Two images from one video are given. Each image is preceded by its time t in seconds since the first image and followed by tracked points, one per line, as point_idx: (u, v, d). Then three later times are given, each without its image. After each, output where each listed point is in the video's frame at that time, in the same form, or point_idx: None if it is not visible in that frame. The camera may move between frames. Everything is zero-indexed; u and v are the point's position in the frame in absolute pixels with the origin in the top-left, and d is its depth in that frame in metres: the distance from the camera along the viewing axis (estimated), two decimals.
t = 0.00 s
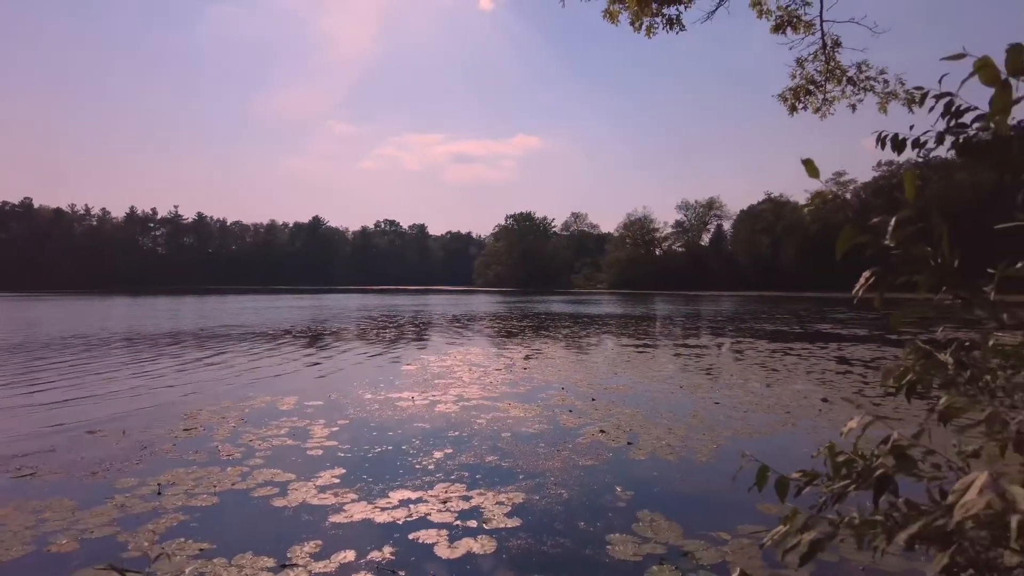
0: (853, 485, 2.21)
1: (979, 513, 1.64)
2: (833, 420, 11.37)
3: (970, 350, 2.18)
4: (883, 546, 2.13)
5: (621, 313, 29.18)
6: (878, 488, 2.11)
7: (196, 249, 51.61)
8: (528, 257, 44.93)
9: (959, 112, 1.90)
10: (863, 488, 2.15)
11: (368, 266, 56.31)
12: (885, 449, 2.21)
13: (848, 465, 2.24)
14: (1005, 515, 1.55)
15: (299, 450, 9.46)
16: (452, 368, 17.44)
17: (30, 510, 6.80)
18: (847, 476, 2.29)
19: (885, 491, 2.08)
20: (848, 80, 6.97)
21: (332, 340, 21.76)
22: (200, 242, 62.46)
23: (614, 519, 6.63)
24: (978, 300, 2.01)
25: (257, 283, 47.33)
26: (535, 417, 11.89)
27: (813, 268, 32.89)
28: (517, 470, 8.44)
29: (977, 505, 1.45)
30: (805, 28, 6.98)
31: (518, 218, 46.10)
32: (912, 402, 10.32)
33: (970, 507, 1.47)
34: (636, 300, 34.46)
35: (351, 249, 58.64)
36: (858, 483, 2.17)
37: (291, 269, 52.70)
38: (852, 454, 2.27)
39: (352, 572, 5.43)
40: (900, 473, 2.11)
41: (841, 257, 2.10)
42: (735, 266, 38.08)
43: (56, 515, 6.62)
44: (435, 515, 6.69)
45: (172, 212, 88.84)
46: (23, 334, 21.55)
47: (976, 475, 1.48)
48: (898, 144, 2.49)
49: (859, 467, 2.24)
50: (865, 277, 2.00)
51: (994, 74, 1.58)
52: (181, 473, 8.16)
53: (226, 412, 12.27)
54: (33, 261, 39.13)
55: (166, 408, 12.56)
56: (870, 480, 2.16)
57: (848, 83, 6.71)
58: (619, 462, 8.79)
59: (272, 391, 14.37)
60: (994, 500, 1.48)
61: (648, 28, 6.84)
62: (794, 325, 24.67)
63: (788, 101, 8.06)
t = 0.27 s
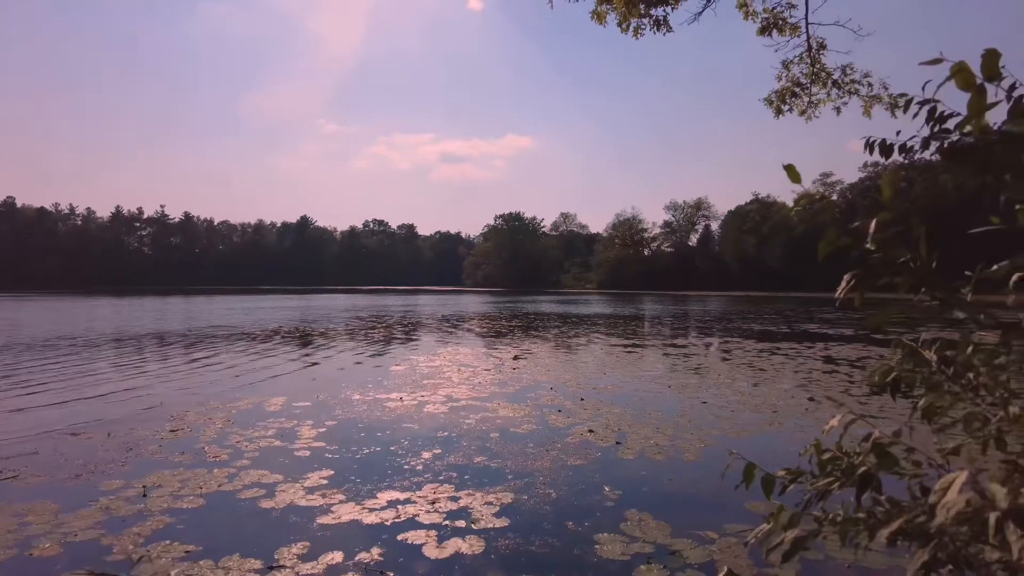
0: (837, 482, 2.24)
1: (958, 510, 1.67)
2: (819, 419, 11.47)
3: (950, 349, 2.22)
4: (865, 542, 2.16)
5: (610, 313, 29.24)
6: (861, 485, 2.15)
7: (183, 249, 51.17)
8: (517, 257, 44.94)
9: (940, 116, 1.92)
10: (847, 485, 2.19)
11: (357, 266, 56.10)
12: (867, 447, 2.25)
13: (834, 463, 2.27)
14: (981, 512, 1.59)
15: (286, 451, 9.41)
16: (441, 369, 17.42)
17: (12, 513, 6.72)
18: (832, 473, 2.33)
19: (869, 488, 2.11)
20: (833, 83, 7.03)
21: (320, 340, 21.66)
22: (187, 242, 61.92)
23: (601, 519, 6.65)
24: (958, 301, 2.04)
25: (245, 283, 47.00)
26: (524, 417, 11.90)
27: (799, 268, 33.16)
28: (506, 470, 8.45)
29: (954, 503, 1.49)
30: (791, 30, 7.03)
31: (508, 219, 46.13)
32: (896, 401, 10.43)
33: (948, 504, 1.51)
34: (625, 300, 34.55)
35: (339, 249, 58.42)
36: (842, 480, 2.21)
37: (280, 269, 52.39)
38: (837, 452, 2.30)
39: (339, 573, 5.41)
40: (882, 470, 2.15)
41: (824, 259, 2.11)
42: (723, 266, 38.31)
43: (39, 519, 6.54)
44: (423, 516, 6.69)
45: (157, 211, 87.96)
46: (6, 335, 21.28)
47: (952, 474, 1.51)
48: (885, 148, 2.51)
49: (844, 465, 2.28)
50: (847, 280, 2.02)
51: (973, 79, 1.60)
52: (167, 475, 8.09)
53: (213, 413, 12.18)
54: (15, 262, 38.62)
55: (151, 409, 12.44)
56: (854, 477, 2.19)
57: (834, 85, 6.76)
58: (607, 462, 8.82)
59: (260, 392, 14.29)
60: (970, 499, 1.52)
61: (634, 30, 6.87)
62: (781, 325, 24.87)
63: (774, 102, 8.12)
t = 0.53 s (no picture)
0: (818, 482, 2.27)
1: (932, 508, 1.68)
2: (804, 417, 11.56)
3: (925, 348, 2.25)
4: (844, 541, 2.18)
5: (597, 313, 29.29)
6: (840, 485, 2.17)
7: (168, 249, 50.70)
8: (505, 257, 44.95)
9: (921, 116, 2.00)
10: (825, 486, 2.21)
11: (345, 266, 55.85)
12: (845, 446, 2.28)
13: (812, 463, 2.29)
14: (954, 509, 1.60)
15: (272, 452, 9.35)
16: (428, 369, 17.37)
17: None
18: (812, 473, 2.35)
19: (847, 487, 2.13)
20: (818, 85, 7.09)
21: (307, 341, 21.54)
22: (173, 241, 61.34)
23: (588, 518, 6.67)
24: (934, 301, 2.06)
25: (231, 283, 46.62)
26: (512, 417, 11.90)
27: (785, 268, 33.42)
28: (493, 471, 8.45)
29: (931, 501, 1.49)
30: (777, 33, 7.09)
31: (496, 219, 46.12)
32: (879, 400, 10.54)
33: (925, 502, 1.51)
34: (613, 300, 34.65)
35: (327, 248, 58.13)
36: (823, 480, 2.23)
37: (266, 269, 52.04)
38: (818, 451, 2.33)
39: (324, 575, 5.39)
40: (860, 469, 2.17)
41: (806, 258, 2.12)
42: (709, 266, 38.55)
43: (20, 522, 6.46)
44: (410, 516, 6.67)
45: (142, 211, 87.07)
46: None
47: (928, 471, 1.52)
48: (867, 149, 2.54)
49: (824, 464, 2.31)
50: (827, 278, 2.04)
51: (952, 81, 1.65)
52: (151, 477, 8.01)
53: (198, 414, 12.08)
54: None
55: (135, 411, 12.32)
56: (833, 477, 2.22)
57: (818, 87, 6.83)
58: (594, 461, 8.84)
59: (245, 393, 14.19)
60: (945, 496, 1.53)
61: (621, 30, 6.88)
62: (767, 324, 25.05)
63: (760, 104, 8.17)
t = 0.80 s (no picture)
0: (801, 481, 2.28)
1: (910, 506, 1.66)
2: (791, 416, 11.63)
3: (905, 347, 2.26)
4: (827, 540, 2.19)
5: (587, 313, 29.35)
6: (822, 484, 2.17)
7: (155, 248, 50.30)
8: (495, 257, 44.94)
9: (902, 117, 2.03)
10: (809, 484, 2.21)
11: (334, 266, 55.63)
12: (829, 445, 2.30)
13: (796, 462, 2.30)
14: (932, 507, 1.59)
15: (260, 453, 9.30)
16: (417, 369, 17.33)
17: None
18: (797, 473, 2.37)
19: (829, 486, 2.14)
20: (805, 85, 7.14)
21: (295, 341, 21.43)
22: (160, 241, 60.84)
23: (577, 518, 6.68)
24: (916, 302, 2.06)
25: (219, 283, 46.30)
26: (501, 417, 11.90)
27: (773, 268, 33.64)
28: (482, 471, 8.44)
29: (907, 500, 1.48)
30: (764, 33, 7.13)
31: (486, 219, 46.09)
32: (865, 399, 10.62)
33: (902, 501, 1.50)
34: (602, 300, 34.74)
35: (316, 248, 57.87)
36: (806, 479, 2.23)
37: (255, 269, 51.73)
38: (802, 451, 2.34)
39: None
40: (843, 467, 2.19)
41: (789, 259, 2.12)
42: (698, 266, 38.73)
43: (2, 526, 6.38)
44: (399, 517, 6.65)
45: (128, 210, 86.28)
46: None
47: (905, 470, 1.50)
48: (849, 149, 2.56)
49: (808, 463, 2.32)
50: (810, 280, 2.04)
51: (931, 83, 1.68)
52: (137, 478, 7.94)
53: (185, 415, 11.99)
54: None
55: (121, 412, 12.20)
56: (816, 476, 2.23)
57: (805, 88, 6.87)
58: (583, 461, 8.85)
59: (233, 394, 14.09)
60: (924, 495, 1.52)
61: (610, 30, 6.89)
62: (755, 324, 25.21)
63: (747, 104, 8.21)
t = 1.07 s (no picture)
0: (789, 478, 2.29)
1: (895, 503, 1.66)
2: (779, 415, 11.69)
3: (891, 345, 2.27)
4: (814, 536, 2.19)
5: (577, 313, 29.37)
6: (808, 480, 2.18)
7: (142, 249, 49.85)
8: (485, 257, 44.98)
9: (889, 118, 2.05)
10: (795, 481, 2.22)
11: (324, 266, 55.37)
12: (816, 443, 2.31)
13: (784, 459, 2.31)
14: (915, 505, 1.59)
15: (248, 454, 9.23)
16: (407, 369, 17.28)
17: None
18: (785, 469, 2.37)
19: (815, 483, 2.14)
20: (792, 85, 7.19)
21: (284, 342, 21.31)
22: (147, 240, 60.28)
23: (566, 518, 6.67)
24: (901, 300, 2.06)
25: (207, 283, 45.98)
26: (491, 417, 11.88)
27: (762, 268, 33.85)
28: (471, 471, 8.42)
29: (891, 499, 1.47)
30: (751, 33, 7.16)
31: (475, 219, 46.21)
32: (852, 398, 10.69)
33: (886, 501, 1.49)
34: (592, 300, 34.79)
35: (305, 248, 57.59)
36: (793, 476, 2.24)
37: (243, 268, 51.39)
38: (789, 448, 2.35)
39: None
40: (830, 464, 2.19)
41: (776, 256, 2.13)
42: (687, 266, 38.90)
43: None
44: (388, 518, 6.62)
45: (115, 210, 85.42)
46: None
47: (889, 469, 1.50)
48: (837, 147, 2.58)
49: (796, 461, 2.33)
50: (797, 278, 2.05)
51: (916, 85, 1.70)
52: (123, 480, 7.86)
53: (172, 416, 11.88)
54: None
55: (107, 413, 12.08)
56: (802, 473, 2.24)
57: (791, 87, 6.91)
58: (572, 460, 8.86)
59: (221, 394, 13.98)
60: (907, 494, 1.52)
61: (599, 29, 6.88)
62: (743, 323, 25.35)
63: (735, 103, 8.24)
